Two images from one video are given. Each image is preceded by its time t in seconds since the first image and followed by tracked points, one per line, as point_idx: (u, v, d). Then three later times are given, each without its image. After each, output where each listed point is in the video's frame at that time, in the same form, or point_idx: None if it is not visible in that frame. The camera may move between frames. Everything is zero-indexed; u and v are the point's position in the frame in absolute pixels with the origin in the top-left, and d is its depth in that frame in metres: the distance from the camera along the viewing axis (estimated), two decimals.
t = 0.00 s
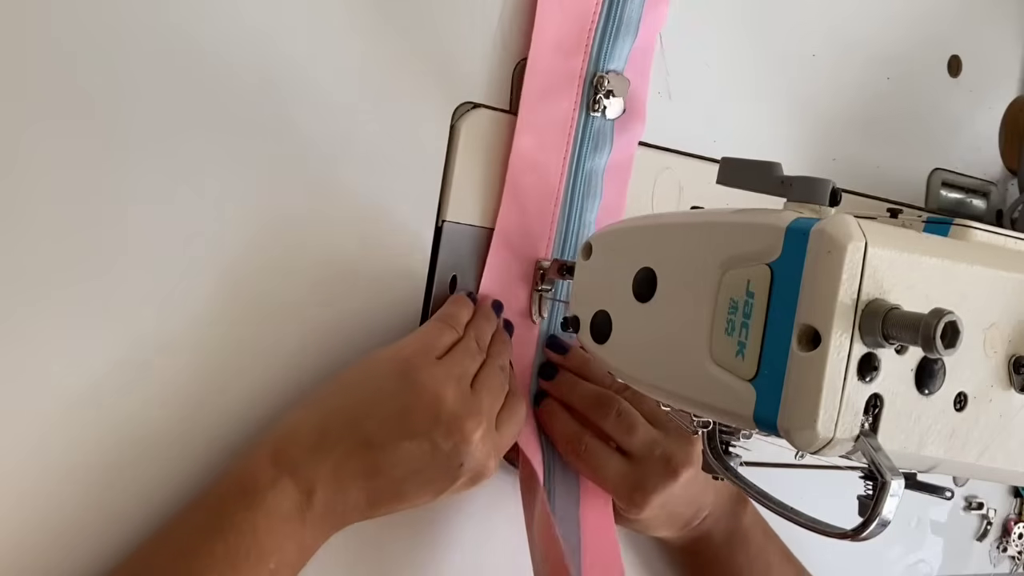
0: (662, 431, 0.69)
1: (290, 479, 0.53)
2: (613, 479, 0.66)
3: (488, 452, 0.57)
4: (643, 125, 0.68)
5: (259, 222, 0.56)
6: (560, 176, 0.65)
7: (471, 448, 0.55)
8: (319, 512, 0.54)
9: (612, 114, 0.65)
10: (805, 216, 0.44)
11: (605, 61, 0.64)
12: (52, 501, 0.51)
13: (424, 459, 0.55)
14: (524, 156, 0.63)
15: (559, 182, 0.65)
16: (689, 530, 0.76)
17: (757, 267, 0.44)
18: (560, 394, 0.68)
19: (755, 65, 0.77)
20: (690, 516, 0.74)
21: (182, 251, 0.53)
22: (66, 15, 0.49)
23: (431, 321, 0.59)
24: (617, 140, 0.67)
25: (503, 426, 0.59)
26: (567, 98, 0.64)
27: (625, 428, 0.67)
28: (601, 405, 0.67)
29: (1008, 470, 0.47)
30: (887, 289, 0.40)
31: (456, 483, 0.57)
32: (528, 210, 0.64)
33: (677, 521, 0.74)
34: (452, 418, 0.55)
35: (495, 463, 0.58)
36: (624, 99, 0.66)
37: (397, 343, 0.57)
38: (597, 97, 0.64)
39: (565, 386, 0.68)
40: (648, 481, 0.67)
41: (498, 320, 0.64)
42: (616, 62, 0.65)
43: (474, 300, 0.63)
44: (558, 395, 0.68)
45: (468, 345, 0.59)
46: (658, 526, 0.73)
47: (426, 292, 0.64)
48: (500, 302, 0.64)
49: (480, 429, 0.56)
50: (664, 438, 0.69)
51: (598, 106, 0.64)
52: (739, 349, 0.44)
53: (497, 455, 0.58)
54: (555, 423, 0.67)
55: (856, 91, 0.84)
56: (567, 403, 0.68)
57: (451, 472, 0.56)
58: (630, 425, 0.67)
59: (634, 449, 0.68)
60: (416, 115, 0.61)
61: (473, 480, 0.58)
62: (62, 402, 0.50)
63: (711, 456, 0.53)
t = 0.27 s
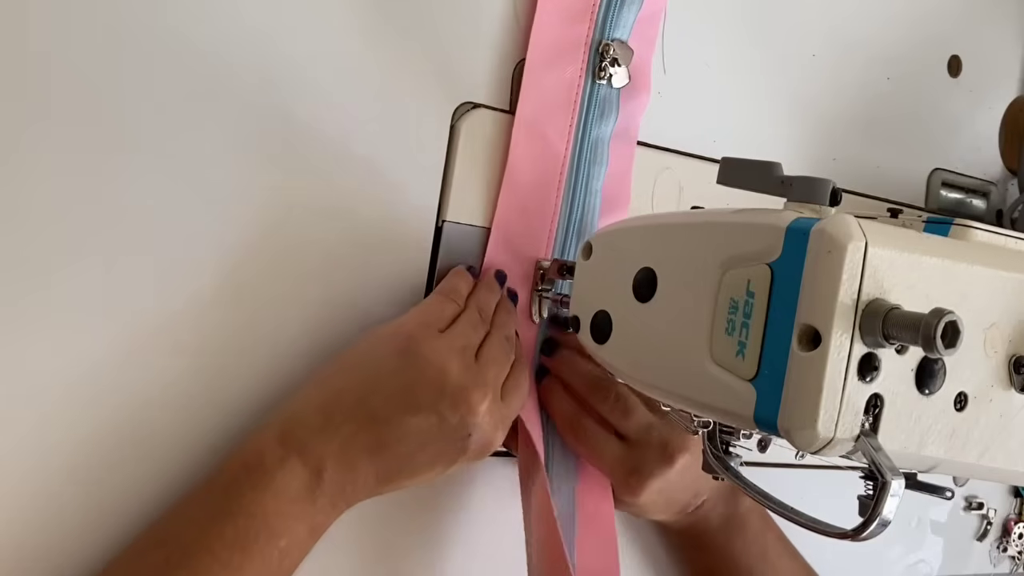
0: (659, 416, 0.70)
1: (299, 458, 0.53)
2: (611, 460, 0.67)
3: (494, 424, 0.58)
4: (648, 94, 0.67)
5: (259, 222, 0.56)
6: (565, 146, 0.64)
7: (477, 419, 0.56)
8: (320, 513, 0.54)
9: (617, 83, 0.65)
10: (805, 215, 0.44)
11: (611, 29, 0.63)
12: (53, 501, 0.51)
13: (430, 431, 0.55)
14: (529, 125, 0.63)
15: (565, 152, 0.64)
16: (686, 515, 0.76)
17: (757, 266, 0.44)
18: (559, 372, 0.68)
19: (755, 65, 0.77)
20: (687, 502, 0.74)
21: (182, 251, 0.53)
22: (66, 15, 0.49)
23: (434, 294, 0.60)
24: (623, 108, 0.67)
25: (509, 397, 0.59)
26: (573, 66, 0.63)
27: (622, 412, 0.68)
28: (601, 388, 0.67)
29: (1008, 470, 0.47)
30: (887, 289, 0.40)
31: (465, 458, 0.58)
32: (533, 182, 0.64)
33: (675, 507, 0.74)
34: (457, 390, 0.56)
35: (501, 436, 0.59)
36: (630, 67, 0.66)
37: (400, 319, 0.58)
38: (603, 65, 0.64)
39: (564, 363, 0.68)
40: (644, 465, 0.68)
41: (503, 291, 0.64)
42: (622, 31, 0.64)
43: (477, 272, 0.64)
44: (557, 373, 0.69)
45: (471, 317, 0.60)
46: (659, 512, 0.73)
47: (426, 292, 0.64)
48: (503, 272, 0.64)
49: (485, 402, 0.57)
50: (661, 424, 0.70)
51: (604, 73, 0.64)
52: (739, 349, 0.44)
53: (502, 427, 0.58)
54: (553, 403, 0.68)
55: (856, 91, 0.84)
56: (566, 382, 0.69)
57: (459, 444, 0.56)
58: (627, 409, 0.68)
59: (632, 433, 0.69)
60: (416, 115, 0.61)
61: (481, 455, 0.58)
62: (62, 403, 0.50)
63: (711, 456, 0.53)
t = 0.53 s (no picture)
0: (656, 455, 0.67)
1: (288, 504, 0.53)
2: (608, 506, 0.66)
3: (485, 479, 0.57)
4: (648, 95, 0.68)
5: (259, 222, 0.56)
6: (567, 145, 0.65)
7: (470, 472, 0.56)
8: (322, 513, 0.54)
9: (618, 83, 0.65)
10: (805, 215, 0.44)
11: (611, 30, 0.64)
12: (53, 501, 0.51)
13: (423, 485, 0.55)
14: (531, 125, 0.63)
15: (566, 151, 0.65)
16: (686, 546, 0.76)
17: (757, 267, 0.44)
18: (554, 420, 0.67)
19: (755, 65, 0.77)
20: (686, 535, 0.74)
21: (183, 251, 0.53)
22: (66, 16, 0.49)
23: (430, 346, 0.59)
24: (623, 110, 0.67)
25: (502, 453, 0.59)
26: (574, 66, 0.64)
27: (617, 455, 0.65)
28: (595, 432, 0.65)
29: (1008, 469, 0.47)
30: (887, 289, 0.40)
31: (455, 507, 0.57)
32: (535, 181, 0.64)
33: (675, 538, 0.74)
34: (449, 444, 0.55)
35: (493, 489, 0.59)
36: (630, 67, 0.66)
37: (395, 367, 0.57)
38: (604, 65, 0.64)
39: (558, 412, 0.66)
40: (642, 507, 0.66)
41: (498, 345, 0.63)
42: (622, 31, 0.65)
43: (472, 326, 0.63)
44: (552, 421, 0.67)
45: (467, 371, 0.59)
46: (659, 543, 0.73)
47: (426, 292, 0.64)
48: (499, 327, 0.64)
49: (477, 454, 0.56)
50: (660, 463, 0.67)
51: (605, 73, 0.64)
52: (739, 349, 0.44)
53: (494, 480, 0.58)
54: (549, 450, 0.67)
55: (856, 91, 0.84)
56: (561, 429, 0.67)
57: (449, 498, 0.56)
58: (622, 453, 0.65)
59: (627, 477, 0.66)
60: (416, 115, 0.61)
61: (471, 506, 0.58)
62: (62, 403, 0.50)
63: (711, 456, 0.53)
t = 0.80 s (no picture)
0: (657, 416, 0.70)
1: (297, 458, 0.53)
2: (612, 460, 0.67)
3: (492, 430, 0.58)
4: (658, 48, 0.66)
5: (259, 223, 0.56)
6: (574, 95, 0.64)
7: (476, 423, 0.56)
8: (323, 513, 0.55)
9: (627, 35, 0.64)
10: (805, 216, 0.44)
11: None
12: (53, 501, 0.51)
13: (430, 437, 0.56)
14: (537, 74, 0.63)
15: (574, 100, 0.64)
16: (686, 518, 0.77)
17: (757, 266, 0.44)
18: (559, 372, 0.68)
19: (755, 65, 0.77)
20: (687, 504, 0.74)
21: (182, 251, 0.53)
22: (66, 16, 0.49)
23: (435, 299, 0.60)
24: (631, 62, 0.66)
25: (506, 402, 0.59)
26: (581, 17, 0.63)
27: (622, 410, 0.68)
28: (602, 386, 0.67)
29: (1008, 469, 0.47)
30: (887, 289, 0.40)
31: (466, 459, 0.58)
32: (543, 131, 0.64)
33: (676, 508, 0.74)
34: (457, 396, 0.56)
35: (499, 440, 0.59)
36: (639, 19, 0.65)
37: (401, 321, 0.57)
38: (612, 16, 0.63)
39: (565, 364, 0.68)
40: (644, 464, 0.68)
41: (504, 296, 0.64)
42: None
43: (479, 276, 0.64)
44: (558, 373, 0.68)
45: (473, 322, 0.60)
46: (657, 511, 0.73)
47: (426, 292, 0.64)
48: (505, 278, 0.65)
49: (484, 407, 0.57)
50: (660, 422, 0.70)
51: (613, 24, 0.63)
52: (739, 349, 0.44)
53: (500, 431, 0.58)
54: (554, 403, 0.67)
55: (855, 91, 0.84)
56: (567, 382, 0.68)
57: (457, 449, 0.56)
58: (626, 407, 0.68)
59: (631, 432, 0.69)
60: (416, 115, 0.61)
61: (480, 455, 0.58)
62: (62, 403, 0.51)
63: (711, 456, 0.52)
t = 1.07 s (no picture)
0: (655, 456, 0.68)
1: (299, 501, 0.54)
2: (611, 507, 0.66)
3: (497, 477, 0.58)
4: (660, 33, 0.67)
5: (259, 222, 0.56)
6: (577, 80, 0.64)
7: (481, 470, 0.56)
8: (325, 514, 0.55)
9: (629, 18, 0.64)
10: (805, 215, 0.44)
11: None
12: (54, 502, 0.51)
13: (436, 483, 0.56)
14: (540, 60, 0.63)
15: (576, 85, 0.64)
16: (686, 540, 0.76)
17: (757, 266, 0.44)
18: (555, 419, 0.67)
19: (755, 65, 0.77)
20: (686, 531, 0.73)
21: (182, 251, 0.53)
22: (66, 16, 0.49)
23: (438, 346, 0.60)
24: (633, 46, 0.66)
25: (512, 450, 0.60)
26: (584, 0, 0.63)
27: (618, 456, 0.66)
28: (597, 432, 0.65)
29: (1008, 469, 0.47)
30: (887, 289, 0.40)
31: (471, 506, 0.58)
32: (546, 118, 0.64)
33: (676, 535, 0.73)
34: (462, 442, 0.56)
35: (506, 486, 0.59)
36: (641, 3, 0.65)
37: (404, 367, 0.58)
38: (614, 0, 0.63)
39: (559, 410, 0.67)
40: (643, 509, 0.67)
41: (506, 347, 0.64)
42: None
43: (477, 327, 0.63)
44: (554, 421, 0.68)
45: (476, 370, 0.60)
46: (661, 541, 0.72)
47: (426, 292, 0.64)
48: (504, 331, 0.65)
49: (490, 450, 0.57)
50: (659, 464, 0.68)
51: (615, 8, 0.64)
52: (739, 349, 0.44)
53: (506, 478, 0.59)
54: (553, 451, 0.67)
55: (855, 91, 0.84)
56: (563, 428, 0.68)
57: (461, 494, 0.56)
58: (623, 454, 0.66)
59: (628, 477, 0.67)
60: (416, 115, 0.61)
61: (484, 504, 0.58)
62: (62, 404, 0.51)
63: (711, 456, 0.53)
